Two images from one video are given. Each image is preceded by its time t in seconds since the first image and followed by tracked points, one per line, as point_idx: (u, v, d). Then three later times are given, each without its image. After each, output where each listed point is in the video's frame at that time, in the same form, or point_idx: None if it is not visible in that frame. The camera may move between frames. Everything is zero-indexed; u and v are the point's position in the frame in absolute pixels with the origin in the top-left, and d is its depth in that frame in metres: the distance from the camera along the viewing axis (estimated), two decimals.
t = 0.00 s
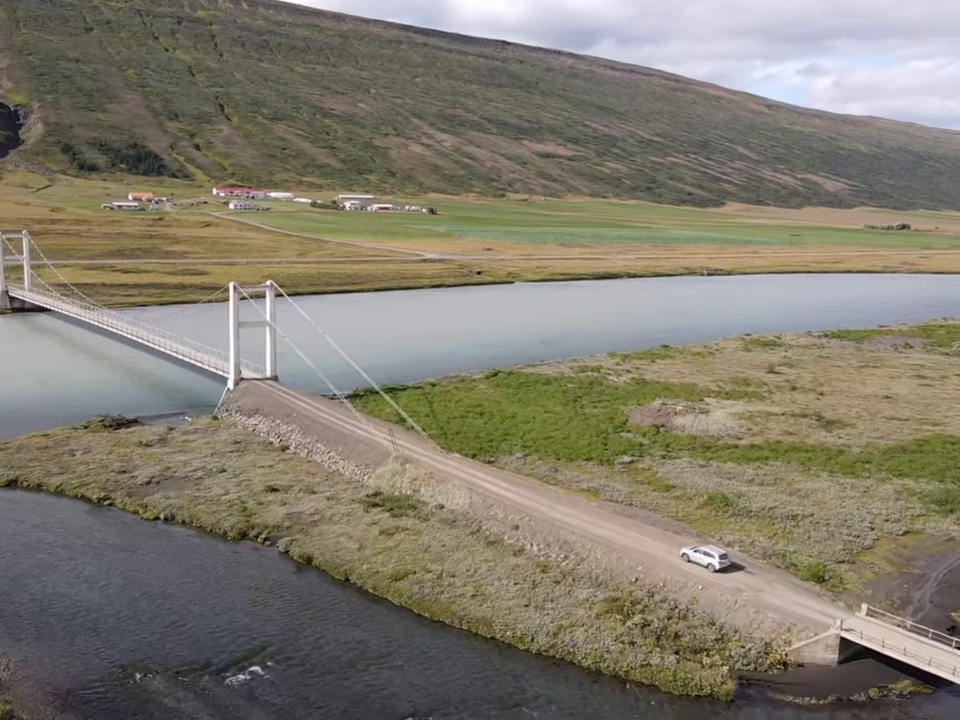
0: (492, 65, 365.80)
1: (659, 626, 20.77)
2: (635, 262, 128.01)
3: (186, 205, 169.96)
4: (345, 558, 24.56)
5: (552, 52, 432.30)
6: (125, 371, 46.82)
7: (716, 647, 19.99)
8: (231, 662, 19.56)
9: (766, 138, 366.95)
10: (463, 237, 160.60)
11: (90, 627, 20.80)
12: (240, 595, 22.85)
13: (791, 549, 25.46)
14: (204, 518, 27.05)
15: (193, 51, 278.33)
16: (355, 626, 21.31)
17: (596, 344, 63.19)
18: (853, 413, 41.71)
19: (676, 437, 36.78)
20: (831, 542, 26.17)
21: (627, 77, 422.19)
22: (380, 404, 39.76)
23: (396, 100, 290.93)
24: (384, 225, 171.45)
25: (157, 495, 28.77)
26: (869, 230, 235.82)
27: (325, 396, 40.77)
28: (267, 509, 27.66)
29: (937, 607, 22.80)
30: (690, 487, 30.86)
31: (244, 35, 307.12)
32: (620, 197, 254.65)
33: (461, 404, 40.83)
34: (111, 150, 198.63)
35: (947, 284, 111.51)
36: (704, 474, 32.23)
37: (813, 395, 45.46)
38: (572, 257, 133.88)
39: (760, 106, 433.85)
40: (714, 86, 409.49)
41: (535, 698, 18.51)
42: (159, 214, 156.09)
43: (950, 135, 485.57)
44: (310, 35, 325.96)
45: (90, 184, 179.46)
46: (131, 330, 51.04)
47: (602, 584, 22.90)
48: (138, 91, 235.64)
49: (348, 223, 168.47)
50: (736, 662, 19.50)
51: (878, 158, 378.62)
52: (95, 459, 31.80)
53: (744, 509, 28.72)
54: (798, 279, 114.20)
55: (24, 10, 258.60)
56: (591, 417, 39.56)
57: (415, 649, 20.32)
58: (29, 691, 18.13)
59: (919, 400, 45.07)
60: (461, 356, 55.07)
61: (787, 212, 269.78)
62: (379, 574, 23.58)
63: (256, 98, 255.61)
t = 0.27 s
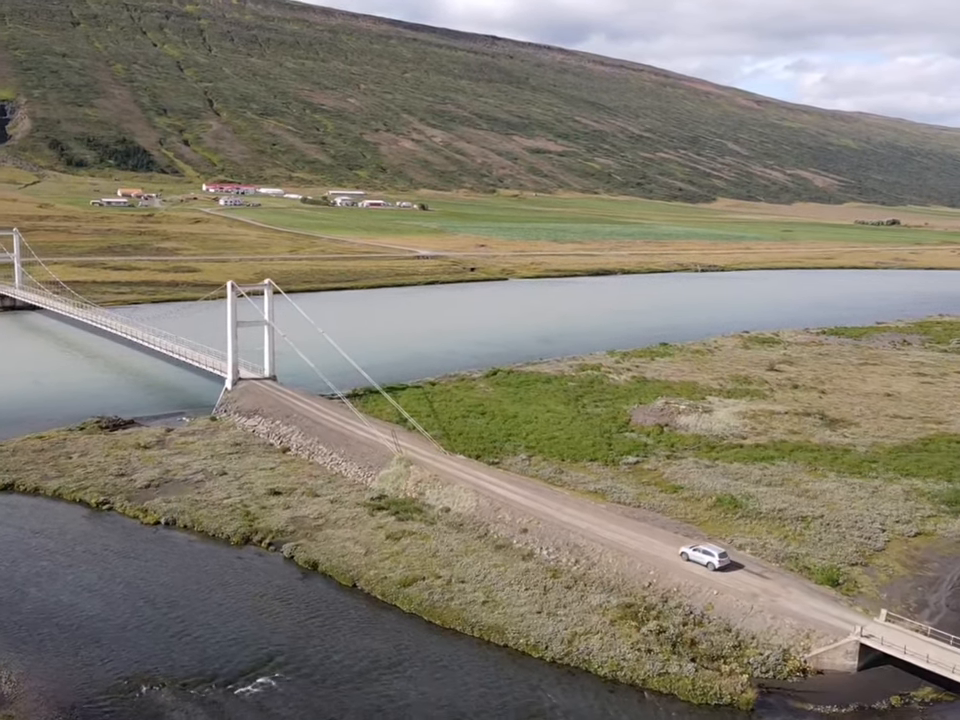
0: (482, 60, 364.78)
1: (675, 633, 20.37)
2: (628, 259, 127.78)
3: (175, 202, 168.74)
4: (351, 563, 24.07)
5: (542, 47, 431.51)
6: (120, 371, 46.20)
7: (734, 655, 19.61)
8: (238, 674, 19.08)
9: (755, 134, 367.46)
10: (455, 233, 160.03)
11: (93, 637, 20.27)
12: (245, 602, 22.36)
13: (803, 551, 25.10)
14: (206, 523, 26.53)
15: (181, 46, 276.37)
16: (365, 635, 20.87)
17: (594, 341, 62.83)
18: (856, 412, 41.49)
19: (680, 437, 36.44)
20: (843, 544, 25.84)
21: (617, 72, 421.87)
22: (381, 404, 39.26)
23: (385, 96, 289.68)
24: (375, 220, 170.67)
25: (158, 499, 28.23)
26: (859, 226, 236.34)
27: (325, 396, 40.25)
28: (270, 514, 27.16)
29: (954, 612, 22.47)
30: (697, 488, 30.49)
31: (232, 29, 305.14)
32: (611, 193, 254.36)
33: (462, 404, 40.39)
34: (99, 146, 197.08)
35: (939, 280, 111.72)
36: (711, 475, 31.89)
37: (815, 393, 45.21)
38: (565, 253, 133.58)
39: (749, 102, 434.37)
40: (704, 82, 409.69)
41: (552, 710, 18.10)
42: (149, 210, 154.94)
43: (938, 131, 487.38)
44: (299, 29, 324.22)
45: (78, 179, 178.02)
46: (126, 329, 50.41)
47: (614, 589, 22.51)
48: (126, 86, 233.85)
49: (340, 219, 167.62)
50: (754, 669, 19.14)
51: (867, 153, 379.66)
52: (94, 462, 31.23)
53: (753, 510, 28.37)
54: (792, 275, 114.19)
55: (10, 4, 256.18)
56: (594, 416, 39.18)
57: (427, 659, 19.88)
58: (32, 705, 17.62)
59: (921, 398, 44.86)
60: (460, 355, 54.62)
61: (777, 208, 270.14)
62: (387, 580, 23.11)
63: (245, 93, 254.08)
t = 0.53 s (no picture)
0: (472, 56, 363.95)
1: (691, 640, 20.05)
2: (621, 255, 127.64)
3: (165, 199, 167.57)
4: (359, 569, 23.67)
5: (532, 43, 430.84)
6: (116, 371, 45.60)
7: (753, 662, 19.31)
8: (249, 686, 18.66)
9: (744, 130, 368.05)
10: (447, 230, 159.50)
11: (98, 647, 19.82)
12: (252, 610, 21.92)
13: (815, 555, 24.83)
14: (210, 528, 26.06)
15: (169, 41, 274.53)
16: (377, 643, 20.49)
17: (592, 339, 62.56)
18: (858, 411, 41.33)
19: (685, 437, 36.18)
20: (854, 547, 25.58)
21: (607, 68, 421.73)
22: (382, 405, 38.84)
23: (375, 92, 288.66)
24: (367, 217, 169.95)
25: (159, 504, 27.76)
26: (849, 222, 236.93)
27: (325, 397, 39.78)
28: (274, 518, 26.72)
29: None
30: (704, 489, 30.19)
31: (220, 24, 303.28)
32: (601, 189, 254.25)
33: (464, 404, 40.02)
34: (87, 142, 195.64)
35: (932, 276, 111.96)
36: (718, 476, 31.60)
37: (816, 392, 45.04)
38: (558, 250, 133.32)
39: (738, 98, 435.16)
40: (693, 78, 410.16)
41: None
42: (138, 207, 153.79)
43: (925, 128, 489.51)
44: (287, 25, 322.55)
45: (66, 176, 176.56)
46: (121, 328, 49.80)
47: (628, 595, 22.19)
48: (113, 81, 232.16)
49: (331, 216, 166.78)
50: (774, 677, 18.83)
51: (855, 149, 380.83)
52: (92, 465, 30.70)
53: (763, 512, 28.08)
54: (785, 272, 114.29)
55: None
56: (597, 417, 38.85)
57: (441, 668, 19.51)
58: None
59: (922, 396, 44.75)
60: (459, 354, 54.27)
61: (767, 204, 270.67)
62: (397, 587, 22.70)
63: (234, 89, 252.66)
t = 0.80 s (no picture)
0: (462, 52, 363.08)
1: (707, 646, 19.81)
2: (615, 252, 127.46)
3: (155, 195, 166.49)
4: (368, 574, 23.32)
5: (522, 38, 430.12)
6: (113, 371, 45.08)
7: (771, 668, 19.08)
8: (260, 695, 18.31)
9: (734, 126, 368.43)
10: (439, 226, 158.95)
11: (105, 656, 19.45)
12: (261, 617, 21.56)
13: (828, 557, 24.59)
14: (214, 533, 25.65)
15: (158, 36, 272.70)
16: (389, 651, 20.16)
17: (591, 337, 62.29)
18: (862, 410, 41.17)
19: (690, 437, 35.94)
20: (866, 548, 25.39)
21: (597, 64, 421.49)
22: (383, 405, 38.46)
23: (365, 87, 287.63)
24: (359, 213, 169.21)
25: (161, 508, 27.34)
26: (839, 218, 237.51)
27: (326, 397, 39.39)
28: (279, 522, 26.36)
29: None
30: (712, 491, 29.95)
31: (209, 19, 301.46)
32: (592, 185, 254.07)
33: (466, 403, 39.70)
34: (76, 137, 194.13)
35: (924, 273, 112.16)
36: (724, 477, 31.35)
37: (818, 391, 44.89)
38: (552, 246, 133.05)
39: (728, 94, 435.65)
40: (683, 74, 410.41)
41: None
42: (128, 203, 152.74)
43: (913, 123, 491.29)
44: (276, 20, 320.89)
45: (55, 172, 175.16)
46: (118, 328, 49.28)
47: (641, 599, 21.93)
48: (102, 76, 230.49)
49: (323, 212, 166.01)
50: (794, 684, 18.58)
51: (845, 145, 381.84)
52: (92, 468, 30.26)
53: (772, 514, 27.84)
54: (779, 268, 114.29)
55: None
56: (600, 416, 38.57)
57: (455, 676, 19.21)
58: None
59: (924, 395, 44.63)
60: (458, 353, 53.94)
61: (758, 200, 271.06)
62: (407, 592, 22.36)
63: (223, 84, 251.27)
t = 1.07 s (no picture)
0: (455, 49, 362.44)
1: (724, 651, 19.58)
2: (611, 250, 127.26)
3: (147, 192, 165.56)
4: (377, 579, 23.01)
5: (514, 35, 429.40)
6: (113, 372, 44.59)
7: (789, 675, 18.83)
8: (272, 706, 17.96)
9: (726, 123, 368.66)
10: (434, 223, 158.53)
11: (113, 665, 19.10)
12: (269, 623, 21.21)
13: (840, 560, 24.39)
14: (220, 537, 25.29)
15: (149, 33, 271.29)
16: (402, 657, 19.86)
17: (590, 335, 62.05)
18: (866, 409, 41.05)
19: (695, 437, 35.74)
20: (878, 551, 25.18)
21: (590, 61, 421.24)
22: (386, 405, 38.14)
23: (357, 84, 286.87)
24: (353, 211, 168.65)
25: (165, 511, 26.97)
26: (832, 216, 238.08)
27: (328, 397, 39.04)
28: (285, 525, 26.04)
29: None
30: (721, 492, 29.68)
31: (201, 16, 300.05)
32: (585, 182, 253.90)
33: (469, 403, 39.41)
34: (67, 135, 192.96)
35: (919, 270, 112.24)
36: (732, 478, 31.14)
37: (821, 390, 44.74)
38: (547, 244, 132.78)
39: (720, 92, 436.05)
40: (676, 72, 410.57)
41: None
42: (121, 201, 151.90)
43: (904, 121, 492.52)
44: (268, 16, 319.43)
45: (46, 169, 174.03)
46: (116, 328, 48.75)
47: (655, 604, 21.66)
48: (93, 73, 229.19)
49: (316, 210, 165.40)
50: (813, 691, 18.36)
51: (837, 143, 382.64)
52: (94, 471, 29.85)
53: (783, 515, 27.58)
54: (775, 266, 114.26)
55: None
56: (604, 416, 38.28)
57: (469, 684, 18.91)
58: None
59: (927, 394, 44.50)
60: (458, 351, 53.60)
61: (750, 198, 271.41)
62: (417, 598, 22.04)
63: (215, 81, 250.18)
